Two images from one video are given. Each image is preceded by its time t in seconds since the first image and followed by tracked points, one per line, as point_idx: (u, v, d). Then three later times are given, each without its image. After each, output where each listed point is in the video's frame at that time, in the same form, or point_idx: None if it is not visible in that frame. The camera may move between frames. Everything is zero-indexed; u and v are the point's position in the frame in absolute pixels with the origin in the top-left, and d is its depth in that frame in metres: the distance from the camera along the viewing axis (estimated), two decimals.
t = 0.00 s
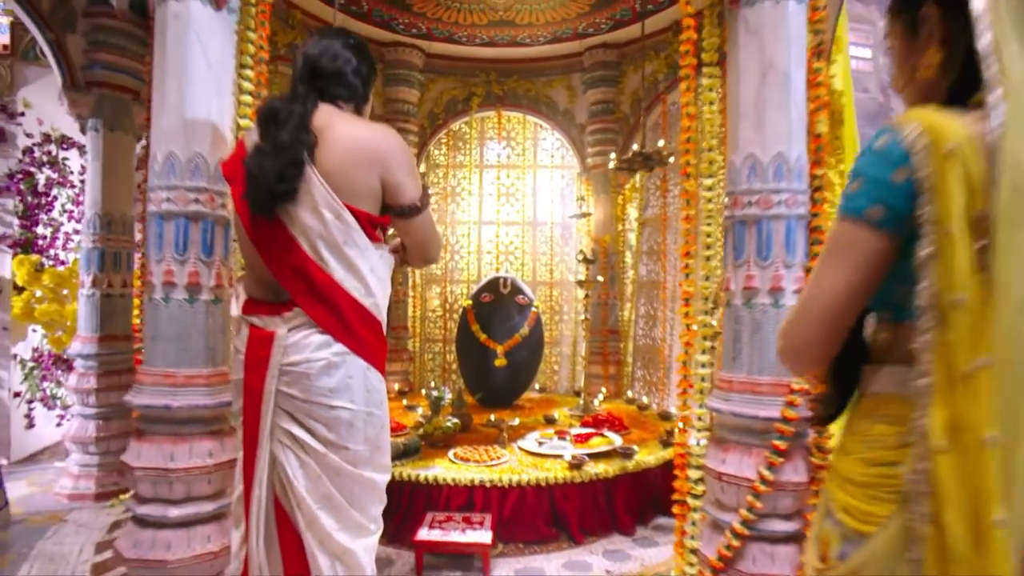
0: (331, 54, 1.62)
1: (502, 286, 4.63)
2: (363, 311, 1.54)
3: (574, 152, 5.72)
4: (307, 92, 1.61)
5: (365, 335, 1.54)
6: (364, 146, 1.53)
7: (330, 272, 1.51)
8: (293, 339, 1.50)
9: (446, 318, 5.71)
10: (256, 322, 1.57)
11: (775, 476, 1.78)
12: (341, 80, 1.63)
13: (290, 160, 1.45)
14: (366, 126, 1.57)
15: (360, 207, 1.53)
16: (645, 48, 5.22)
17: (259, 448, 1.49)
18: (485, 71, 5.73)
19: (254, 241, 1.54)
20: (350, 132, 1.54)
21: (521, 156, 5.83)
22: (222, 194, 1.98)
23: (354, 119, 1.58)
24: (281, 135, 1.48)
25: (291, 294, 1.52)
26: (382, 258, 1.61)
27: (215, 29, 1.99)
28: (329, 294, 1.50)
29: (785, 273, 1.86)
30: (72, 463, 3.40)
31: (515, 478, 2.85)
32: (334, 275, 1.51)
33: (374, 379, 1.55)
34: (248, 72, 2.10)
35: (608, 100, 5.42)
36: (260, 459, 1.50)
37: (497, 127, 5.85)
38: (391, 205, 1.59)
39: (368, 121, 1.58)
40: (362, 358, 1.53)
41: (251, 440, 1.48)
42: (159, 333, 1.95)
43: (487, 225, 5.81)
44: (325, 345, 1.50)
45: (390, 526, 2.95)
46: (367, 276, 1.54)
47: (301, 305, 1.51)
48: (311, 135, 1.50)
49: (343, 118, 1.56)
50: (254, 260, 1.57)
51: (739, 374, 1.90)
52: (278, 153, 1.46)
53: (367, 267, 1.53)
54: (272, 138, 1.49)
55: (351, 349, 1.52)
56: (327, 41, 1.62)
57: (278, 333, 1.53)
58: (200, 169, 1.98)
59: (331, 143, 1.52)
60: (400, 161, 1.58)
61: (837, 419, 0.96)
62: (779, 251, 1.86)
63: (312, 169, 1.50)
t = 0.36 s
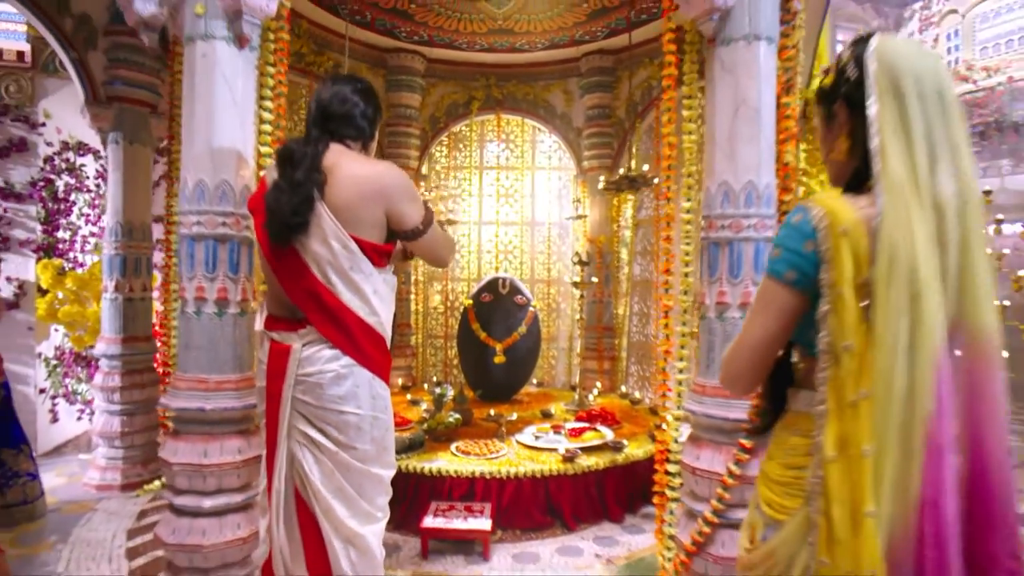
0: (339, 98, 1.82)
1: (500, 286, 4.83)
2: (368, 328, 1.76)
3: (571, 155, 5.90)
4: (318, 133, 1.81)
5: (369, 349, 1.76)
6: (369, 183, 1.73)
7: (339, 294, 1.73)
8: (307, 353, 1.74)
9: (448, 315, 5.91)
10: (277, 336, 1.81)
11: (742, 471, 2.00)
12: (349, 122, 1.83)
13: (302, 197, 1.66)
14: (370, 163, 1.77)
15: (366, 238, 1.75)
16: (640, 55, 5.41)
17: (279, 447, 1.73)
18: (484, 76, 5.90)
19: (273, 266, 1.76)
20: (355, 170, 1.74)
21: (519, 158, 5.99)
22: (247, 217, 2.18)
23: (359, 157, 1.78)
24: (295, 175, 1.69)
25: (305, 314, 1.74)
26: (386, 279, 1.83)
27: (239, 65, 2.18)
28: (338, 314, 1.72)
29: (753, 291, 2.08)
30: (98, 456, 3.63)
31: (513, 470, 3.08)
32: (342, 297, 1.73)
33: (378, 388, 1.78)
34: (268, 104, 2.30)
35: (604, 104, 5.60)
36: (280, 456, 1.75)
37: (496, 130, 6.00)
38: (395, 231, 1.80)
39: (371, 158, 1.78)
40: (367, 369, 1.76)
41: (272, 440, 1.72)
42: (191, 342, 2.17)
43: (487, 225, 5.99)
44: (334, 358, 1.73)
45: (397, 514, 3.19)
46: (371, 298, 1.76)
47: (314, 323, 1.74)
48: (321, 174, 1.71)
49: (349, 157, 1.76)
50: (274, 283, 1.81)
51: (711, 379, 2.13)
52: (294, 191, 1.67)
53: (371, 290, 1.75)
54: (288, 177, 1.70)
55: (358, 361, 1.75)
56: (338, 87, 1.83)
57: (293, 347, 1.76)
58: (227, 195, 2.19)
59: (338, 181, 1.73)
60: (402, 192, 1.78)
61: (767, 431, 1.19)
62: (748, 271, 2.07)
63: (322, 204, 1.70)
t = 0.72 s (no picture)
0: (345, 130, 2.03)
1: (500, 285, 5.02)
2: (369, 338, 1.98)
3: (569, 156, 6.09)
4: (325, 161, 2.03)
5: (371, 356, 1.98)
6: (365, 207, 1.93)
7: (342, 307, 1.95)
8: (317, 360, 1.97)
9: (448, 312, 6.05)
10: (291, 344, 2.05)
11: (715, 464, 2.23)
12: (354, 151, 2.04)
13: (307, 223, 1.89)
14: (368, 189, 1.97)
15: (364, 257, 1.95)
16: (635, 61, 5.62)
17: (294, 441, 1.98)
18: (484, 80, 6.07)
19: (287, 282, 2.00)
20: (354, 196, 1.94)
21: (517, 158, 6.17)
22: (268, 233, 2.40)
23: (360, 184, 1.98)
24: (302, 202, 1.92)
25: (314, 325, 1.97)
26: (385, 293, 2.04)
27: (258, 93, 2.37)
28: (342, 326, 1.95)
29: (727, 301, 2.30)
30: (122, 448, 3.86)
31: (511, 461, 3.31)
32: (345, 310, 1.95)
33: (382, 391, 2.00)
34: (285, 129, 2.50)
35: (600, 108, 5.78)
36: (296, 449, 2.00)
37: (495, 131, 6.16)
38: (391, 249, 1.99)
39: (370, 185, 1.97)
40: (369, 374, 1.98)
41: (288, 435, 1.97)
42: (218, 348, 2.39)
43: (487, 224, 6.17)
44: (340, 365, 1.96)
45: (403, 502, 3.42)
46: (372, 311, 1.98)
47: (321, 334, 1.97)
48: (324, 201, 1.92)
49: (350, 184, 1.96)
50: (288, 296, 2.04)
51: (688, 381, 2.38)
52: (300, 217, 1.89)
53: (372, 304, 1.97)
54: (297, 204, 1.92)
55: (361, 367, 1.97)
56: (344, 120, 2.04)
57: (304, 355, 2.00)
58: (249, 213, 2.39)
59: (339, 207, 1.93)
60: (395, 215, 1.97)
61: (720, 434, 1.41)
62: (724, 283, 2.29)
63: (324, 227, 1.92)
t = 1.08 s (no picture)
0: (355, 154, 2.24)
1: (499, 283, 5.21)
2: (373, 341, 2.18)
3: (566, 156, 6.28)
4: (337, 181, 2.24)
5: (376, 358, 2.19)
6: (369, 224, 2.11)
7: (348, 314, 2.16)
8: (328, 362, 2.20)
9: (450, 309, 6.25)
10: (305, 346, 2.27)
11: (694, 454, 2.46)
12: (363, 173, 2.25)
13: (317, 237, 2.10)
14: (375, 208, 2.16)
15: (367, 269, 2.14)
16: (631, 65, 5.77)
17: (308, 433, 2.22)
18: (483, 83, 6.25)
19: (301, 291, 2.22)
20: (360, 214, 2.13)
21: (517, 159, 6.36)
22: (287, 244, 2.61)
23: (367, 203, 2.17)
24: (314, 219, 2.13)
25: (325, 329, 2.19)
26: (387, 302, 2.23)
27: (276, 115, 2.57)
28: (350, 331, 2.16)
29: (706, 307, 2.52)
30: (144, 439, 4.10)
31: (510, 452, 3.55)
32: (352, 316, 2.16)
33: (386, 390, 2.22)
34: (301, 146, 2.70)
35: (597, 111, 5.97)
36: (308, 440, 2.24)
37: (495, 133, 6.36)
38: (387, 265, 2.15)
39: (377, 204, 2.16)
40: (374, 374, 2.20)
41: (302, 428, 2.21)
42: (242, 348, 2.62)
43: (488, 223, 6.37)
44: (348, 366, 2.18)
45: (409, 490, 3.66)
46: (376, 318, 2.18)
47: (332, 337, 2.19)
48: (334, 218, 2.12)
49: (358, 203, 2.16)
50: (303, 303, 2.26)
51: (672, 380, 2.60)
52: (312, 231, 2.10)
53: (376, 311, 2.17)
54: (309, 220, 2.13)
55: (366, 368, 2.19)
56: (356, 144, 2.25)
57: (315, 357, 2.23)
58: (269, 225, 2.60)
59: (346, 222, 2.13)
60: (395, 234, 2.13)
61: (687, 430, 1.62)
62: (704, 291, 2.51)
63: (333, 242, 2.13)
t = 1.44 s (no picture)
0: (363, 169, 2.44)
1: (499, 280, 5.42)
2: (381, 340, 2.40)
3: (564, 156, 6.47)
4: (347, 195, 2.45)
5: (384, 356, 2.42)
6: (378, 235, 2.34)
7: (358, 317, 2.37)
8: (340, 359, 2.41)
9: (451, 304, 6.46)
10: (317, 345, 2.48)
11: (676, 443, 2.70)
12: (371, 187, 2.46)
13: (331, 247, 2.29)
14: (384, 220, 2.38)
15: (376, 275, 2.37)
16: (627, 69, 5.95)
17: (321, 424, 2.44)
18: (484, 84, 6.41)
19: (314, 294, 2.42)
20: (371, 226, 2.35)
21: (515, 159, 6.57)
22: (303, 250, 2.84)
23: (376, 215, 2.39)
24: (327, 230, 2.32)
25: (337, 330, 2.41)
26: (393, 305, 2.45)
27: (292, 130, 2.78)
28: (360, 332, 2.38)
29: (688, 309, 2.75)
30: (163, 429, 4.34)
31: (508, 441, 3.78)
32: (362, 318, 2.37)
33: (392, 384, 2.45)
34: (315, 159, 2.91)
35: (594, 113, 6.15)
36: (321, 430, 2.46)
37: (495, 133, 6.55)
38: (394, 272, 2.39)
39: (386, 217, 2.39)
40: (382, 370, 2.42)
41: (316, 419, 2.43)
42: (262, 345, 2.85)
43: (488, 220, 6.57)
44: (358, 363, 2.40)
45: (414, 476, 3.90)
46: (384, 319, 2.39)
47: (344, 337, 2.40)
48: (346, 230, 2.33)
49: (368, 215, 2.38)
50: (315, 306, 2.46)
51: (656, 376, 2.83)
52: (327, 241, 2.30)
53: (384, 313, 2.39)
54: (323, 230, 2.33)
55: (375, 365, 2.41)
56: (364, 159, 2.46)
57: (327, 355, 2.44)
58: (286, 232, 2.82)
59: (358, 233, 2.34)
60: (403, 246, 2.38)
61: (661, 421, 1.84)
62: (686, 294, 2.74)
63: (345, 251, 2.34)
